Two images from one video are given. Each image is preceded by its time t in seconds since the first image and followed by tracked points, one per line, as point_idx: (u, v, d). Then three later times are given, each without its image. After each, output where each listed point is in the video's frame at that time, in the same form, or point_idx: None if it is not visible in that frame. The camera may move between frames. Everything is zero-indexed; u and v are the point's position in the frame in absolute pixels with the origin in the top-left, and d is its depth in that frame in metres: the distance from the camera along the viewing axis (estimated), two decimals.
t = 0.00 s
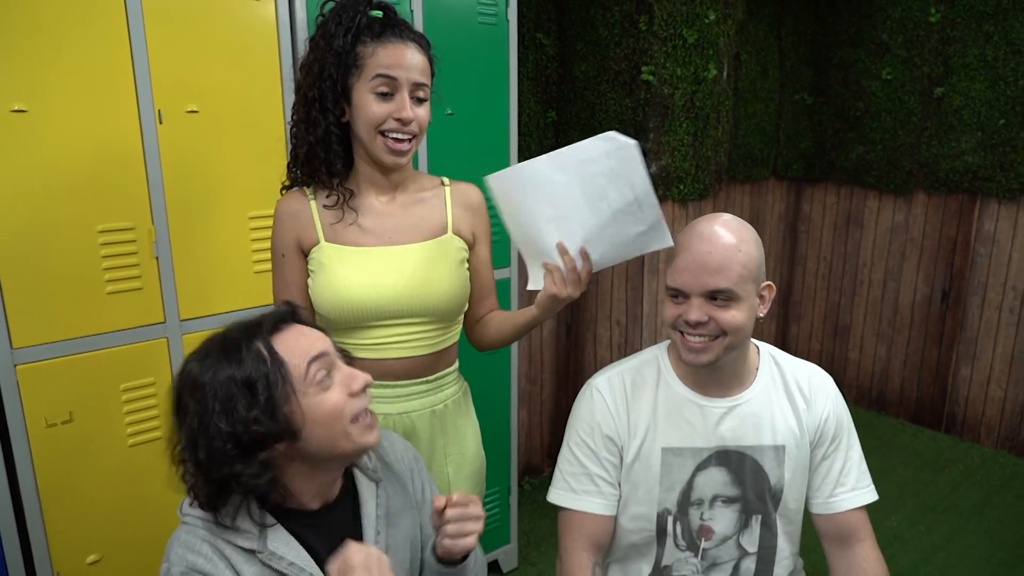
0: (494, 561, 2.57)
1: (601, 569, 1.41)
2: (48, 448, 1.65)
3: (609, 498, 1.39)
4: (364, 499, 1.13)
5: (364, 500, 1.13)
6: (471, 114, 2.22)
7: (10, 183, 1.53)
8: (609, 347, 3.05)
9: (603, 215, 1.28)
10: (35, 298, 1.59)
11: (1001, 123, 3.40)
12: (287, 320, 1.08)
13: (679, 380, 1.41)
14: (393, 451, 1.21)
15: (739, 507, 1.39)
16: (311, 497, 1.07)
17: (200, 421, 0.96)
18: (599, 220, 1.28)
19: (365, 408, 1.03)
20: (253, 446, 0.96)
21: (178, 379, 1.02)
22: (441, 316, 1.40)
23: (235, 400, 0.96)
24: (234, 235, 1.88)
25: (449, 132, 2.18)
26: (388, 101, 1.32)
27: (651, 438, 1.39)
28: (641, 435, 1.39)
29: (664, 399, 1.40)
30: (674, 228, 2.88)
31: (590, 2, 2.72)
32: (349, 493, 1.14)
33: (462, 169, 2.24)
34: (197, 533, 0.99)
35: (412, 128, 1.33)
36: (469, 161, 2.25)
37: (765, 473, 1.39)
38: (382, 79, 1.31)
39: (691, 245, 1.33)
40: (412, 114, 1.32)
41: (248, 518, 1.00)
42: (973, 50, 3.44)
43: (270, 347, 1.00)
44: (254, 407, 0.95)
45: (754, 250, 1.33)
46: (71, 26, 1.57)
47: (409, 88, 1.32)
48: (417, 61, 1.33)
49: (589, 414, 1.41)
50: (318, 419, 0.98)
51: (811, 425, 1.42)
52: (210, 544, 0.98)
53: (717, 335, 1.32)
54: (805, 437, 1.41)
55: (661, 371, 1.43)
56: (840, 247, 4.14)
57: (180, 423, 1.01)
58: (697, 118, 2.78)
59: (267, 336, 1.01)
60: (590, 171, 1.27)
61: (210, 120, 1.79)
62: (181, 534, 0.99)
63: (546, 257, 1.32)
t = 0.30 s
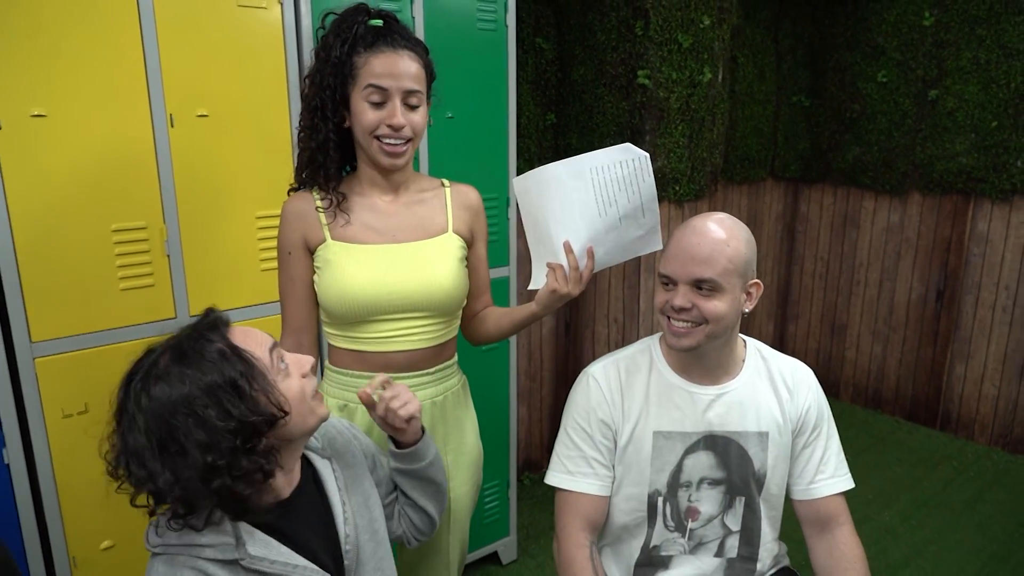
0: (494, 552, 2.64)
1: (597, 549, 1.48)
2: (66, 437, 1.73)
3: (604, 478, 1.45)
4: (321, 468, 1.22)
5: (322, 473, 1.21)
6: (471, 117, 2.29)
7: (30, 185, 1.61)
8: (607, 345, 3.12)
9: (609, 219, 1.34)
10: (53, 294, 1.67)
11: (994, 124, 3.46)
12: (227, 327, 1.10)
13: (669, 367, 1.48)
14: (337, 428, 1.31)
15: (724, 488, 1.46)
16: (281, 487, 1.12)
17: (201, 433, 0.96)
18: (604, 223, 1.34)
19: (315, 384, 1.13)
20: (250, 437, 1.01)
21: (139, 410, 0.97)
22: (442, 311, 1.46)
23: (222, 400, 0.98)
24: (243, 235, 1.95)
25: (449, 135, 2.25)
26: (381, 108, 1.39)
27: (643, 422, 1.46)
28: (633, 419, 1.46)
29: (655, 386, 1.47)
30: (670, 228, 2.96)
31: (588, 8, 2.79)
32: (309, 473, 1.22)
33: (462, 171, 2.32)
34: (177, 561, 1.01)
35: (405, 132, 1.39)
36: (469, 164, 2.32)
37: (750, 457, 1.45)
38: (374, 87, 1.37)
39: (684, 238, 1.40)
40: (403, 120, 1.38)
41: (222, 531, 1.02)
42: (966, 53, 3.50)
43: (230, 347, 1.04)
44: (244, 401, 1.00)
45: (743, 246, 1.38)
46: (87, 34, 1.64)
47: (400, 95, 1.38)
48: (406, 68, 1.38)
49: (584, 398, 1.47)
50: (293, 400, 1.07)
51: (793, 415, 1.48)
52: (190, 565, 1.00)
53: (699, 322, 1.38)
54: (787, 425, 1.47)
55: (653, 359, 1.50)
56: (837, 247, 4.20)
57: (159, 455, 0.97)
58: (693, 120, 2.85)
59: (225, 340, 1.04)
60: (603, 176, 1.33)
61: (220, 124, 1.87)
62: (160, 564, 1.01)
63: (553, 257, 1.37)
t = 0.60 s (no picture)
0: (496, 544, 2.70)
1: (592, 531, 1.54)
2: (84, 426, 1.80)
3: (600, 465, 1.51)
4: (322, 455, 1.27)
5: (324, 460, 1.27)
6: (475, 118, 2.35)
7: (52, 184, 1.68)
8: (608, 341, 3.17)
9: (599, 218, 1.40)
10: (73, 290, 1.74)
11: (993, 125, 3.49)
12: (223, 319, 1.16)
13: (668, 363, 1.52)
14: (339, 415, 1.36)
15: (716, 479, 1.51)
16: (276, 472, 1.17)
17: (181, 423, 1.03)
18: (595, 223, 1.40)
19: (310, 372, 1.16)
20: (231, 428, 1.06)
21: (131, 398, 1.05)
22: (445, 305, 1.52)
23: (204, 392, 1.04)
24: (253, 232, 2.02)
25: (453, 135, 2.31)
26: (369, 116, 1.42)
27: (640, 413, 1.51)
28: (629, 411, 1.50)
29: (653, 380, 1.52)
30: (670, 226, 3.01)
31: (591, 10, 2.85)
32: (314, 459, 1.27)
33: (466, 171, 2.37)
34: (181, 537, 1.08)
35: (390, 140, 1.43)
36: (473, 163, 2.38)
37: (742, 452, 1.50)
38: (361, 96, 1.41)
39: (689, 235, 1.44)
40: (387, 128, 1.42)
41: (223, 511, 1.09)
42: (966, 54, 3.53)
43: (219, 339, 1.09)
44: (227, 393, 1.05)
45: (743, 248, 1.41)
46: (106, 39, 1.71)
47: (385, 104, 1.41)
48: (391, 76, 1.39)
49: (584, 389, 1.53)
50: (281, 390, 1.11)
51: (788, 412, 1.51)
52: (194, 543, 1.07)
53: (694, 320, 1.42)
54: (781, 422, 1.51)
55: (652, 353, 1.54)
56: (838, 246, 4.24)
57: (147, 440, 1.05)
58: (693, 120, 2.90)
59: (215, 333, 1.10)
60: (592, 178, 1.39)
61: (232, 126, 1.93)
62: (167, 540, 1.09)
63: (547, 255, 1.43)
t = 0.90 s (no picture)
0: (498, 538, 2.76)
1: (588, 523, 1.60)
2: (98, 420, 1.86)
3: (596, 460, 1.56)
4: (334, 447, 1.32)
5: (336, 452, 1.32)
6: (478, 121, 2.40)
7: (69, 186, 1.74)
8: (608, 340, 3.22)
9: (588, 217, 1.46)
10: (88, 288, 1.80)
11: (989, 128, 3.54)
12: (236, 316, 1.21)
13: (668, 364, 1.56)
14: (350, 409, 1.41)
15: (711, 479, 1.56)
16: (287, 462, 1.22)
17: (196, 413, 1.09)
18: (584, 221, 1.46)
19: (319, 366, 1.22)
20: (243, 418, 1.11)
21: (151, 391, 1.11)
22: (448, 303, 1.58)
23: (217, 384, 1.10)
24: (262, 233, 2.07)
25: (456, 138, 2.36)
26: (371, 122, 1.48)
27: (638, 413, 1.55)
28: (628, 410, 1.55)
29: (653, 381, 1.56)
30: (671, 229, 3.13)
31: (591, 15, 2.91)
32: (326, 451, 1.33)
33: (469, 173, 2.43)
34: (199, 520, 1.13)
35: (392, 146, 1.48)
36: (476, 165, 2.44)
37: (738, 453, 1.55)
38: (363, 104, 1.46)
39: (690, 245, 1.47)
40: (389, 134, 1.47)
41: (239, 497, 1.14)
42: (962, 58, 3.58)
43: (231, 334, 1.15)
44: (238, 385, 1.10)
45: (742, 261, 1.44)
46: (121, 46, 1.77)
47: (387, 111, 1.46)
48: (392, 84, 1.44)
49: (584, 387, 1.58)
50: (290, 382, 1.16)
51: (785, 414, 1.55)
52: (212, 526, 1.13)
53: (689, 329, 1.45)
54: (778, 424, 1.55)
55: (652, 354, 1.58)
56: (837, 247, 4.29)
57: (165, 429, 1.11)
58: (692, 123, 2.96)
59: (226, 329, 1.15)
60: (578, 179, 1.46)
61: (242, 129, 1.99)
62: (185, 523, 1.14)
63: (541, 255, 1.48)
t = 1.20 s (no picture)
0: (500, 534, 2.79)
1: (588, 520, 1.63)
2: (108, 415, 1.90)
3: (598, 459, 1.59)
4: (343, 442, 1.35)
5: (345, 448, 1.35)
6: (481, 122, 2.43)
7: (81, 186, 1.78)
8: (610, 339, 3.25)
9: (590, 217, 1.49)
10: (99, 286, 1.83)
11: (990, 127, 3.55)
12: (249, 312, 1.25)
13: (669, 365, 1.59)
14: (358, 406, 1.44)
15: (711, 479, 1.59)
16: (295, 455, 1.26)
17: (210, 407, 1.12)
18: (586, 221, 1.49)
19: (329, 362, 1.25)
20: (255, 413, 1.15)
21: (167, 385, 1.15)
22: (452, 302, 1.62)
23: (230, 379, 1.13)
24: (269, 232, 2.11)
25: (460, 139, 2.40)
26: (376, 125, 1.52)
27: (639, 414, 1.58)
28: (630, 410, 1.58)
29: (654, 382, 1.59)
30: (670, 226, 3.10)
31: (594, 17, 2.94)
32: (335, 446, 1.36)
33: (473, 174, 2.46)
34: (211, 511, 1.17)
35: (396, 147, 1.51)
36: (479, 165, 2.47)
37: (738, 453, 1.58)
38: (368, 107, 1.50)
39: (689, 252, 1.49)
40: (393, 136, 1.50)
41: (250, 489, 1.17)
42: (964, 58, 3.59)
43: (245, 331, 1.18)
44: (251, 380, 1.14)
45: (741, 269, 1.45)
46: (131, 48, 1.80)
47: (391, 113, 1.49)
48: (396, 87, 1.48)
49: (585, 387, 1.60)
50: (301, 377, 1.19)
51: (785, 415, 1.58)
52: (223, 517, 1.16)
53: (688, 336, 1.48)
54: (778, 425, 1.58)
55: (654, 356, 1.61)
56: (839, 246, 4.30)
57: (180, 423, 1.15)
58: (693, 124, 2.99)
59: (240, 325, 1.19)
60: (581, 179, 1.49)
61: (249, 130, 2.03)
62: (198, 513, 1.18)
63: (544, 254, 1.52)
